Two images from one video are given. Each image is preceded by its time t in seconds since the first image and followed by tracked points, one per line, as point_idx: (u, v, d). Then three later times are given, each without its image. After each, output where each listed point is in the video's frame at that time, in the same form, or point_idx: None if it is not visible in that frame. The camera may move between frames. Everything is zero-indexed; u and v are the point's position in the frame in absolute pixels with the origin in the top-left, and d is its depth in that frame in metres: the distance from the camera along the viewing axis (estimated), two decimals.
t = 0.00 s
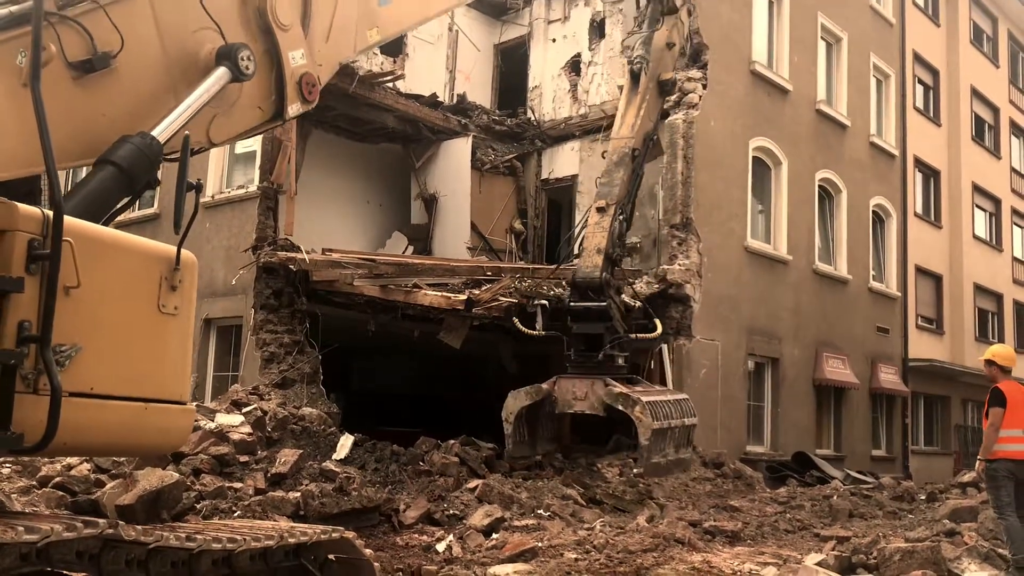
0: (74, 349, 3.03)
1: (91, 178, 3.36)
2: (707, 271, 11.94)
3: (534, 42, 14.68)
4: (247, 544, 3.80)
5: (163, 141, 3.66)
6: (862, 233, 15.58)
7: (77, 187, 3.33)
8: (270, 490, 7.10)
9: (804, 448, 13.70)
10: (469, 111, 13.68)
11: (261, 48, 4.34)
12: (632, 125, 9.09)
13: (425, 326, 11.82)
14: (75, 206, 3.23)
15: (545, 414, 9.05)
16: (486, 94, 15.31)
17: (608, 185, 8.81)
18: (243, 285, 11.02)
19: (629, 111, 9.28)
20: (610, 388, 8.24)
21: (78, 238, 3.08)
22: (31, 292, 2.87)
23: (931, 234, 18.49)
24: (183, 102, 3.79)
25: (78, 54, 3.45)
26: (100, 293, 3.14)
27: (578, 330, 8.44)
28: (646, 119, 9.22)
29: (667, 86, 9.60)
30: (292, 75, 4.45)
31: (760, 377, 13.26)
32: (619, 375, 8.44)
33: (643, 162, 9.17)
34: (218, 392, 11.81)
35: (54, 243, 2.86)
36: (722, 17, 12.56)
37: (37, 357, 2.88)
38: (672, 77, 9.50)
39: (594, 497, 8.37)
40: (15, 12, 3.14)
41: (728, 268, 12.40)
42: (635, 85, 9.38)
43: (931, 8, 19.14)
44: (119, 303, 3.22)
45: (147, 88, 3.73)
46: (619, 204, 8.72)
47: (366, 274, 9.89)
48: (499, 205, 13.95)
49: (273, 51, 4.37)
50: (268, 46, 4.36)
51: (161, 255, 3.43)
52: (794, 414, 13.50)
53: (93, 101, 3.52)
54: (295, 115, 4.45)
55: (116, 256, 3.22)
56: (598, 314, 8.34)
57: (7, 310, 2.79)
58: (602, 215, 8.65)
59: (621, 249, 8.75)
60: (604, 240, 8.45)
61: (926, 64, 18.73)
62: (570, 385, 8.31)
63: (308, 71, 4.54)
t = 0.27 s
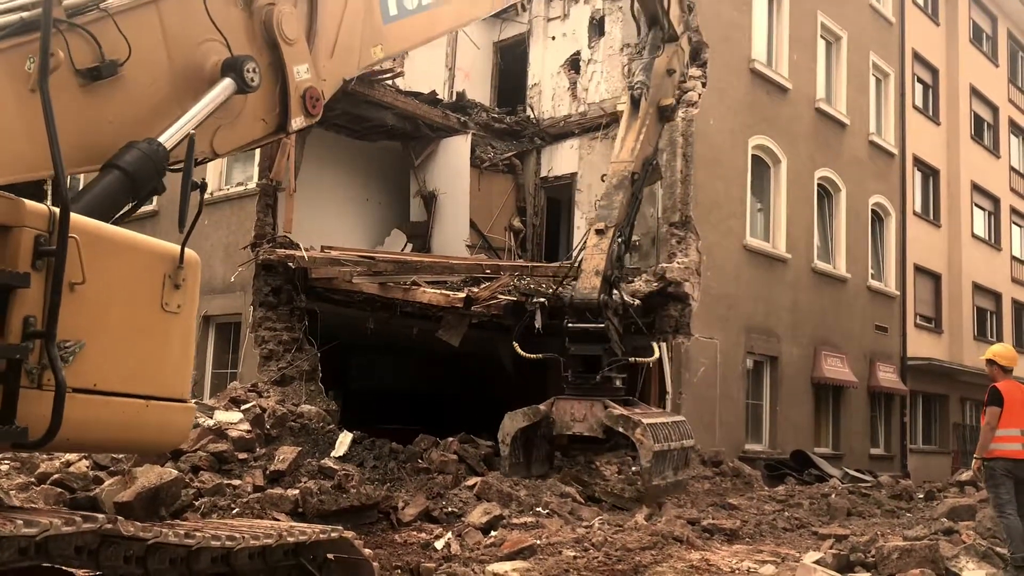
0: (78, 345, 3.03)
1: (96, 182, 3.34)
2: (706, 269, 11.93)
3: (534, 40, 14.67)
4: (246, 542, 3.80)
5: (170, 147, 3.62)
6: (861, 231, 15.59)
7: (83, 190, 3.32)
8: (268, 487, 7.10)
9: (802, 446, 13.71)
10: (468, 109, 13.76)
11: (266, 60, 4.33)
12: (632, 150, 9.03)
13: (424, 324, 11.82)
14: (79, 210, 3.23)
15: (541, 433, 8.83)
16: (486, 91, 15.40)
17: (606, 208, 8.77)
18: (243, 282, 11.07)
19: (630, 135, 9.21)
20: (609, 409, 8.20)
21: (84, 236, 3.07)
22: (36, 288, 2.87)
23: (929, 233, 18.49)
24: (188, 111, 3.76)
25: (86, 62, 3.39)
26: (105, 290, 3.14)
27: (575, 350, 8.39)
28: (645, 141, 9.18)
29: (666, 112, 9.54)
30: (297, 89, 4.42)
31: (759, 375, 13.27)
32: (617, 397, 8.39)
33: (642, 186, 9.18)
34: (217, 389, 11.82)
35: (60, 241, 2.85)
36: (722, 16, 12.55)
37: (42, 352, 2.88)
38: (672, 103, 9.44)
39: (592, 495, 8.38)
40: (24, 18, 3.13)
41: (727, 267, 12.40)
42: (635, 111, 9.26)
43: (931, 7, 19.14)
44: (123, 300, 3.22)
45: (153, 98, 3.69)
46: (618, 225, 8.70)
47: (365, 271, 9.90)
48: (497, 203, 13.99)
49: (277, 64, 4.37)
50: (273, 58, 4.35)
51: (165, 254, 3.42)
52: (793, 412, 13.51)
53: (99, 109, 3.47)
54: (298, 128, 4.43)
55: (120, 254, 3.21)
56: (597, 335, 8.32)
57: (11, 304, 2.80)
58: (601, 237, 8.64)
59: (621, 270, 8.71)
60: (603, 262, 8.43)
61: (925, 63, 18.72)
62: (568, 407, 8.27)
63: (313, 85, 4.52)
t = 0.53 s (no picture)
0: (85, 341, 3.03)
1: (102, 186, 3.33)
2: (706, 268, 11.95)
3: (533, 39, 14.67)
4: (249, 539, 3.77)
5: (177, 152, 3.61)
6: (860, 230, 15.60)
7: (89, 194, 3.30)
8: (267, 485, 7.11)
9: (801, 445, 13.71)
10: (466, 107, 13.81)
11: (271, 71, 4.32)
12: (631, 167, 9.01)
13: (422, 322, 11.83)
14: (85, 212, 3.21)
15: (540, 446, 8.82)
16: (485, 90, 15.36)
17: (604, 225, 8.79)
18: (241, 281, 11.05)
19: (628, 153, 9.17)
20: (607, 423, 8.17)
21: (92, 234, 3.07)
22: (44, 284, 2.86)
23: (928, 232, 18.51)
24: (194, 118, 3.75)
25: (93, 68, 3.39)
26: (112, 287, 3.14)
27: (574, 366, 8.39)
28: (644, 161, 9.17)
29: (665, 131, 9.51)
30: (301, 100, 4.40)
31: (757, 374, 13.27)
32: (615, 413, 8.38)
33: (640, 204, 9.10)
34: (215, 387, 11.83)
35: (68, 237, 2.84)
36: (721, 15, 12.56)
37: (49, 348, 2.87)
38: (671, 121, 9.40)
39: (590, 493, 8.39)
40: (35, 23, 3.15)
41: (725, 266, 12.41)
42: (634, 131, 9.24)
43: (930, 6, 19.15)
44: (130, 297, 3.22)
45: (158, 106, 3.68)
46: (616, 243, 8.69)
47: (364, 270, 9.86)
48: (495, 201, 13.99)
49: (283, 75, 4.35)
50: (278, 69, 4.34)
51: (171, 253, 3.42)
52: (791, 411, 13.52)
53: (104, 115, 3.46)
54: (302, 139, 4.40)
55: (127, 252, 3.21)
56: (595, 351, 8.34)
57: (19, 300, 2.79)
58: (600, 253, 8.64)
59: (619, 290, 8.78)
60: (602, 277, 8.48)
61: (924, 62, 18.73)
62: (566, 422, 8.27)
63: (317, 96, 4.50)
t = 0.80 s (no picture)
0: (85, 341, 3.03)
1: (101, 186, 3.33)
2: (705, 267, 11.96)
3: (532, 38, 14.67)
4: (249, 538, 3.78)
5: (178, 151, 3.61)
6: (859, 230, 15.61)
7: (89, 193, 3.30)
8: (266, 484, 7.11)
9: (799, 444, 13.72)
10: (465, 106, 13.82)
11: (271, 71, 4.33)
12: (631, 168, 9.01)
13: (421, 322, 11.84)
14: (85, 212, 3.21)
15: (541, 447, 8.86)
16: (485, 89, 15.34)
17: (604, 226, 8.79)
18: (240, 280, 11.04)
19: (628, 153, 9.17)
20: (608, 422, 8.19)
21: (93, 233, 3.08)
22: (44, 283, 2.87)
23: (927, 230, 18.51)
24: (194, 117, 3.75)
25: (92, 67, 3.38)
26: (113, 286, 3.15)
27: (574, 366, 8.41)
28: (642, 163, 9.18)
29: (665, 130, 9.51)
30: (301, 99, 4.40)
31: (757, 373, 13.28)
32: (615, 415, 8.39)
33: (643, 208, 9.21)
34: (214, 387, 11.84)
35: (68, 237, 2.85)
36: (720, 14, 12.56)
37: (50, 347, 2.88)
38: (671, 122, 9.41)
39: (589, 492, 8.39)
40: (33, 23, 3.15)
41: (724, 265, 12.41)
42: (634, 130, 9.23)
43: (929, 5, 19.15)
44: (130, 296, 3.22)
45: (158, 105, 3.68)
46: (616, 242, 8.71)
47: (363, 269, 9.80)
48: (494, 201, 13.99)
49: (282, 74, 4.36)
50: (277, 70, 4.34)
51: (170, 253, 3.42)
52: (790, 410, 13.52)
53: (104, 115, 3.46)
54: (302, 138, 4.40)
55: (128, 251, 3.22)
56: (596, 351, 8.34)
57: (19, 299, 2.79)
58: (600, 254, 8.67)
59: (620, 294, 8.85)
60: (602, 279, 8.48)
61: (923, 61, 18.74)
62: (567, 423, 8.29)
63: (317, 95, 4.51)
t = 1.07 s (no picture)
0: (76, 343, 3.04)
1: (95, 184, 3.34)
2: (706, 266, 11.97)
3: (533, 37, 14.66)
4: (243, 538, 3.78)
5: (171, 148, 3.62)
6: (859, 228, 15.60)
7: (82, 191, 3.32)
8: (267, 484, 7.11)
9: (800, 443, 13.72)
10: (466, 106, 13.76)
11: (266, 67, 4.35)
12: (632, 160, 9.01)
13: (421, 321, 11.85)
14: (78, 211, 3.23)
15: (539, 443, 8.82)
16: (485, 88, 15.36)
17: (604, 219, 8.78)
18: (241, 280, 11.04)
19: (628, 145, 9.19)
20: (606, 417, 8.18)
21: (82, 234, 3.08)
22: (33, 285, 2.87)
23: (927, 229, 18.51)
24: (187, 114, 3.75)
25: (84, 64, 3.38)
26: (103, 287, 3.15)
27: (573, 360, 8.47)
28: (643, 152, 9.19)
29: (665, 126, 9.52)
30: (296, 94, 4.43)
31: (757, 372, 13.29)
32: (613, 411, 8.41)
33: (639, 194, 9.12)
34: (215, 387, 11.85)
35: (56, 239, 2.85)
36: (720, 13, 12.56)
37: (39, 350, 2.88)
38: (671, 114, 9.42)
39: (590, 491, 8.39)
40: (22, 21, 3.13)
41: (724, 263, 12.41)
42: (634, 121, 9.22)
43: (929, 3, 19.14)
44: (121, 296, 3.23)
45: (152, 101, 3.69)
46: (615, 236, 8.71)
47: (364, 269, 9.80)
48: (494, 200, 13.98)
49: (277, 70, 4.39)
50: (272, 66, 4.37)
51: (162, 252, 3.42)
52: (790, 409, 13.53)
53: (97, 112, 3.45)
54: (298, 133, 4.43)
55: (118, 251, 3.22)
56: (594, 346, 8.40)
57: (7, 302, 2.80)
58: (600, 247, 8.68)
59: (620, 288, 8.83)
60: (601, 273, 8.49)
61: (923, 60, 18.73)
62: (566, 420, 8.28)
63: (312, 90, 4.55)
